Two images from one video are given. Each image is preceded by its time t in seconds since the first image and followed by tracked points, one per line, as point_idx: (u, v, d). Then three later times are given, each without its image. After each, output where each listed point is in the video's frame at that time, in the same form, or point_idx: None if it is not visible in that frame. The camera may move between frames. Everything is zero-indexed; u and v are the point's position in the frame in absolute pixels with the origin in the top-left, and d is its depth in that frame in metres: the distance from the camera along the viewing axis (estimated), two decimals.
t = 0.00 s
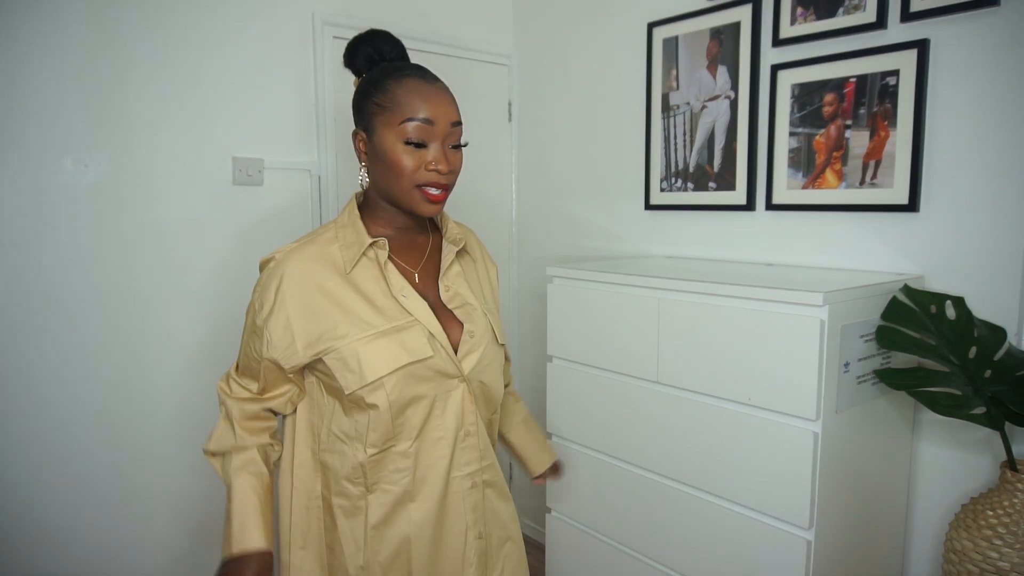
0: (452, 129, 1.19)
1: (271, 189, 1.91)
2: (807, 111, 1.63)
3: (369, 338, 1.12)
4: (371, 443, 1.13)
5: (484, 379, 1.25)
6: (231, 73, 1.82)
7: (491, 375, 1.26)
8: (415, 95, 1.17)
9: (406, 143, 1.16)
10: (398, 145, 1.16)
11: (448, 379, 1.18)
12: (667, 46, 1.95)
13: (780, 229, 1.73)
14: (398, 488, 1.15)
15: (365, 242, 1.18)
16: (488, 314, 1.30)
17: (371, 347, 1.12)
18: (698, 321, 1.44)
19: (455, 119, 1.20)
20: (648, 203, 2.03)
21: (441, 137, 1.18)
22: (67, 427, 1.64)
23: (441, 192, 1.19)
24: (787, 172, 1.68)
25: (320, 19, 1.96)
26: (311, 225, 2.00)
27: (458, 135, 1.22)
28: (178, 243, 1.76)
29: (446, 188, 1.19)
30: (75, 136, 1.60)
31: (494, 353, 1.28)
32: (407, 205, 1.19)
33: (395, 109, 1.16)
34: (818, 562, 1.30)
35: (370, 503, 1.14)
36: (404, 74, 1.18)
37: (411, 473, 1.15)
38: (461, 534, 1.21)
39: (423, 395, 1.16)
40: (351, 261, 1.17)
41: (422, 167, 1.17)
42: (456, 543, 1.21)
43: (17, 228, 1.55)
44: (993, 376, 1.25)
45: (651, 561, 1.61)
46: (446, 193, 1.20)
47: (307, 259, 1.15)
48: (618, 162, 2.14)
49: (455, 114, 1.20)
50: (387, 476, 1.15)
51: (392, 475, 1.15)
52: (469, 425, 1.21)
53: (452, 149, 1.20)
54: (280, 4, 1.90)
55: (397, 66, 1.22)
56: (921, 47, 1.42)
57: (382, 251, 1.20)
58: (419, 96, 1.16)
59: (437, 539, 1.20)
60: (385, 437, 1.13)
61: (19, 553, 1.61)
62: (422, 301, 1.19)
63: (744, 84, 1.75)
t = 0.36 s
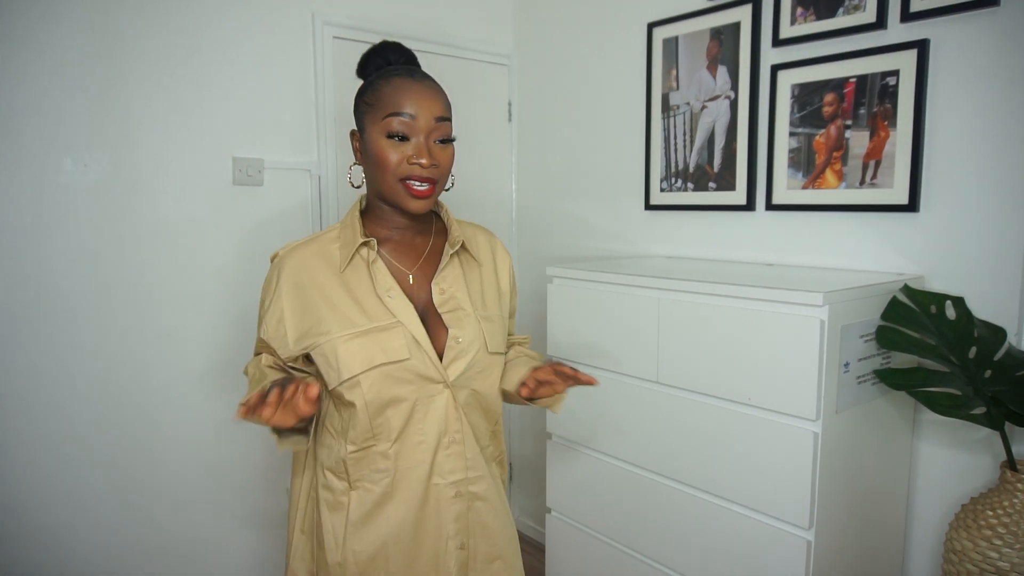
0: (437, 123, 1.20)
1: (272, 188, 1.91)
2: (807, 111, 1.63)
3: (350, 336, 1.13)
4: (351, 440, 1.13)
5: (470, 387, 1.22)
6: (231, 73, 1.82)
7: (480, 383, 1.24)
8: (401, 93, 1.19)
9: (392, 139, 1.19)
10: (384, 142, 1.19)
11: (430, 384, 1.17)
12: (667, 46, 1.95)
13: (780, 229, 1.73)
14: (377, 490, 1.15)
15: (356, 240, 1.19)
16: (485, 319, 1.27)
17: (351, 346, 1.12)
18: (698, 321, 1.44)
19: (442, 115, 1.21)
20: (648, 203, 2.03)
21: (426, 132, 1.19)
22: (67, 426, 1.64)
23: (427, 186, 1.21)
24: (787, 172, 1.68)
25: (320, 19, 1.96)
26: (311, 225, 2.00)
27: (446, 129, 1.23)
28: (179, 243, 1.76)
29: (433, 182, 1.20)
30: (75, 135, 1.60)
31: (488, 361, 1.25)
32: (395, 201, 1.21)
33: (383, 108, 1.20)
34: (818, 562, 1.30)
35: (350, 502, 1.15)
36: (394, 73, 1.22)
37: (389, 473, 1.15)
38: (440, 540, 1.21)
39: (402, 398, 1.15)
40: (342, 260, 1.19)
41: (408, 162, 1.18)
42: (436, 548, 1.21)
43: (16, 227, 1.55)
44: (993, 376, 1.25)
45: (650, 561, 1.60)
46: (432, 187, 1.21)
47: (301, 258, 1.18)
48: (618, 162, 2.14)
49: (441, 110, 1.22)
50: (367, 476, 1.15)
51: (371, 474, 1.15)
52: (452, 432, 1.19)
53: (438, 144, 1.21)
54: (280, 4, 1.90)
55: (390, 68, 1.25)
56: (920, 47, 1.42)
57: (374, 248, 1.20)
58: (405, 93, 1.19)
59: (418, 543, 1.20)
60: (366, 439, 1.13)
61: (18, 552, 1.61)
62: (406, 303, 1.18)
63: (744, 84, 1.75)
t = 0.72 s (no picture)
0: (426, 127, 1.20)
1: (272, 189, 1.91)
2: (807, 111, 1.63)
3: (330, 324, 1.17)
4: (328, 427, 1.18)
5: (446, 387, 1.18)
6: (231, 73, 1.82)
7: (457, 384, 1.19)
8: (394, 95, 1.20)
9: (383, 141, 1.20)
10: (376, 145, 1.20)
11: (401, 379, 1.16)
12: (667, 46, 1.95)
13: (779, 229, 1.73)
14: (350, 477, 1.17)
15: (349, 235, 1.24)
16: (469, 321, 1.21)
17: (328, 332, 1.17)
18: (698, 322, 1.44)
19: (432, 118, 1.21)
20: (648, 203, 2.03)
21: (415, 136, 1.19)
22: (67, 426, 1.64)
23: (417, 190, 1.21)
24: (787, 172, 1.68)
25: (320, 19, 1.96)
26: (311, 225, 1.99)
27: (438, 132, 1.22)
28: (179, 243, 1.76)
29: (422, 185, 1.20)
30: (75, 136, 1.60)
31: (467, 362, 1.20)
32: (388, 203, 1.22)
33: (378, 110, 1.21)
34: (818, 562, 1.30)
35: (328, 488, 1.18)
36: (388, 79, 1.22)
37: (360, 463, 1.17)
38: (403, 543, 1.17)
39: (372, 389, 1.16)
40: (338, 254, 1.24)
41: (397, 165, 1.19)
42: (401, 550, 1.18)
43: (17, 227, 1.55)
44: (993, 376, 1.26)
45: (650, 561, 1.61)
46: (422, 191, 1.21)
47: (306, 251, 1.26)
48: (618, 161, 2.14)
49: (433, 113, 1.21)
50: (343, 465, 1.18)
51: (346, 463, 1.18)
52: (422, 430, 1.16)
53: (428, 147, 1.20)
54: (280, 4, 1.90)
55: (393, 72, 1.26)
56: (921, 47, 1.42)
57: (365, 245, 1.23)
58: (397, 95, 1.19)
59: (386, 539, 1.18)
60: (343, 426, 1.17)
61: (19, 553, 1.61)
62: (386, 295, 1.18)
63: (744, 84, 1.75)
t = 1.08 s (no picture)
0: (432, 126, 1.21)
1: (272, 189, 1.91)
2: (807, 111, 1.63)
3: (343, 324, 1.16)
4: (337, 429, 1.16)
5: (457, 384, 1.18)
6: (231, 73, 1.82)
7: (468, 380, 1.19)
8: (398, 96, 1.20)
9: (389, 141, 1.20)
10: (382, 145, 1.20)
11: (413, 378, 1.16)
12: (667, 46, 1.95)
13: (780, 229, 1.73)
14: (361, 480, 1.16)
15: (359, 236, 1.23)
16: (476, 317, 1.22)
17: (341, 333, 1.15)
18: (698, 322, 1.44)
19: (437, 117, 1.21)
20: (648, 203, 2.02)
21: (421, 135, 1.20)
22: (66, 426, 1.64)
23: (423, 189, 1.21)
24: (787, 172, 1.68)
25: (320, 19, 1.96)
26: (311, 225, 2.00)
27: (443, 131, 1.23)
28: (179, 243, 1.76)
29: (428, 185, 1.21)
30: (75, 135, 1.60)
31: (477, 358, 1.20)
32: (394, 203, 1.22)
33: (383, 110, 1.21)
34: (818, 562, 1.30)
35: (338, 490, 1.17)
36: (393, 80, 1.23)
37: (372, 464, 1.16)
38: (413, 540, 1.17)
39: (385, 388, 1.15)
40: (347, 254, 1.23)
41: (403, 165, 1.19)
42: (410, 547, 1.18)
43: (17, 227, 1.55)
44: (993, 376, 1.25)
45: (649, 561, 1.60)
46: (428, 190, 1.21)
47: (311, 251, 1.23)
48: (618, 162, 2.14)
49: (438, 113, 1.22)
50: (352, 467, 1.16)
51: (356, 464, 1.16)
52: (433, 428, 1.16)
53: (433, 146, 1.21)
54: (280, 4, 1.90)
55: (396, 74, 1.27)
56: (921, 47, 1.42)
57: (375, 245, 1.24)
58: (401, 96, 1.20)
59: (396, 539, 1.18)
60: (354, 428, 1.15)
61: (18, 552, 1.61)
62: (397, 294, 1.19)
63: (744, 84, 1.75)
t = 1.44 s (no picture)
0: (446, 124, 1.24)
1: (272, 189, 1.91)
2: (807, 111, 1.63)
3: (362, 333, 1.22)
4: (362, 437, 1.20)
5: (478, 384, 1.25)
6: (231, 73, 1.82)
7: (489, 380, 1.27)
8: (412, 94, 1.23)
9: (402, 138, 1.23)
10: (395, 144, 1.24)
11: (436, 381, 1.22)
12: (667, 46, 1.95)
13: (780, 229, 1.73)
14: (390, 487, 1.20)
15: (372, 240, 1.27)
16: (493, 316, 1.30)
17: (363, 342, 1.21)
18: (698, 323, 1.44)
19: (451, 115, 1.25)
20: (648, 203, 2.03)
21: (435, 133, 1.23)
22: (67, 426, 1.64)
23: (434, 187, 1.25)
24: (787, 172, 1.68)
25: (320, 19, 1.96)
26: (311, 225, 2.00)
27: (456, 130, 1.26)
28: (179, 243, 1.76)
29: (441, 183, 1.25)
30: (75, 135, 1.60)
31: (498, 357, 1.28)
32: (406, 201, 1.26)
33: (396, 109, 1.24)
34: (818, 562, 1.30)
35: (363, 500, 1.20)
36: (406, 76, 1.26)
37: (401, 469, 1.21)
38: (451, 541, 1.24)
39: (410, 393, 1.21)
40: (359, 262, 1.27)
41: (416, 163, 1.22)
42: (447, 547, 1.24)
43: (16, 227, 1.55)
44: (993, 376, 1.25)
45: (650, 561, 1.61)
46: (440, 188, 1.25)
47: (322, 261, 1.27)
48: (618, 161, 2.14)
49: (452, 109, 1.25)
50: (378, 476, 1.20)
51: (382, 472, 1.20)
52: (461, 429, 1.23)
53: (447, 144, 1.25)
54: (280, 4, 1.90)
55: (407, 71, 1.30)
56: (920, 47, 1.42)
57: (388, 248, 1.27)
58: (416, 93, 1.23)
59: (432, 540, 1.24)
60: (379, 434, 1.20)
61: (18, 553, 1.61)
62: (415, 299, 1.24)
63: (744, 84, 1.75)
